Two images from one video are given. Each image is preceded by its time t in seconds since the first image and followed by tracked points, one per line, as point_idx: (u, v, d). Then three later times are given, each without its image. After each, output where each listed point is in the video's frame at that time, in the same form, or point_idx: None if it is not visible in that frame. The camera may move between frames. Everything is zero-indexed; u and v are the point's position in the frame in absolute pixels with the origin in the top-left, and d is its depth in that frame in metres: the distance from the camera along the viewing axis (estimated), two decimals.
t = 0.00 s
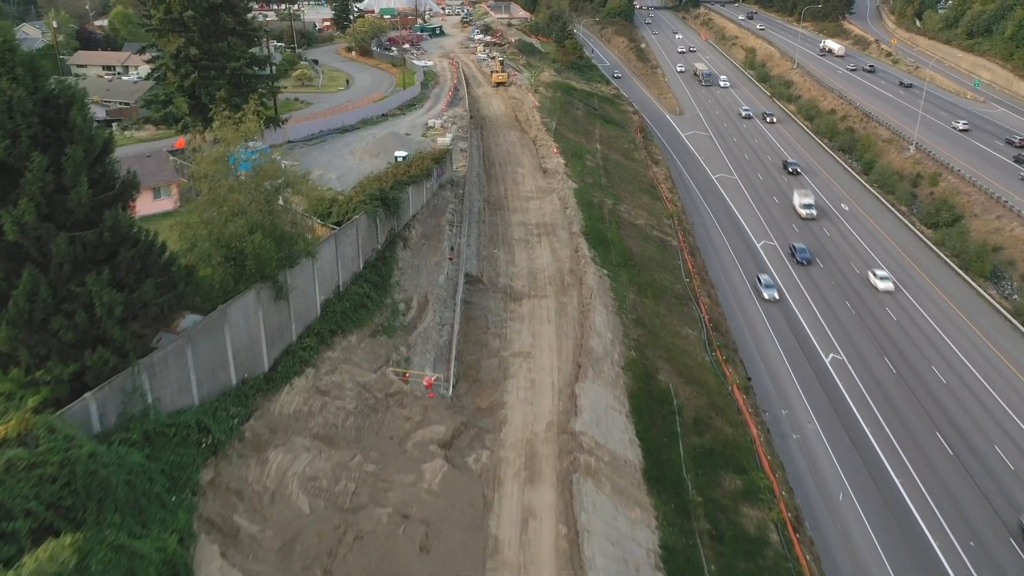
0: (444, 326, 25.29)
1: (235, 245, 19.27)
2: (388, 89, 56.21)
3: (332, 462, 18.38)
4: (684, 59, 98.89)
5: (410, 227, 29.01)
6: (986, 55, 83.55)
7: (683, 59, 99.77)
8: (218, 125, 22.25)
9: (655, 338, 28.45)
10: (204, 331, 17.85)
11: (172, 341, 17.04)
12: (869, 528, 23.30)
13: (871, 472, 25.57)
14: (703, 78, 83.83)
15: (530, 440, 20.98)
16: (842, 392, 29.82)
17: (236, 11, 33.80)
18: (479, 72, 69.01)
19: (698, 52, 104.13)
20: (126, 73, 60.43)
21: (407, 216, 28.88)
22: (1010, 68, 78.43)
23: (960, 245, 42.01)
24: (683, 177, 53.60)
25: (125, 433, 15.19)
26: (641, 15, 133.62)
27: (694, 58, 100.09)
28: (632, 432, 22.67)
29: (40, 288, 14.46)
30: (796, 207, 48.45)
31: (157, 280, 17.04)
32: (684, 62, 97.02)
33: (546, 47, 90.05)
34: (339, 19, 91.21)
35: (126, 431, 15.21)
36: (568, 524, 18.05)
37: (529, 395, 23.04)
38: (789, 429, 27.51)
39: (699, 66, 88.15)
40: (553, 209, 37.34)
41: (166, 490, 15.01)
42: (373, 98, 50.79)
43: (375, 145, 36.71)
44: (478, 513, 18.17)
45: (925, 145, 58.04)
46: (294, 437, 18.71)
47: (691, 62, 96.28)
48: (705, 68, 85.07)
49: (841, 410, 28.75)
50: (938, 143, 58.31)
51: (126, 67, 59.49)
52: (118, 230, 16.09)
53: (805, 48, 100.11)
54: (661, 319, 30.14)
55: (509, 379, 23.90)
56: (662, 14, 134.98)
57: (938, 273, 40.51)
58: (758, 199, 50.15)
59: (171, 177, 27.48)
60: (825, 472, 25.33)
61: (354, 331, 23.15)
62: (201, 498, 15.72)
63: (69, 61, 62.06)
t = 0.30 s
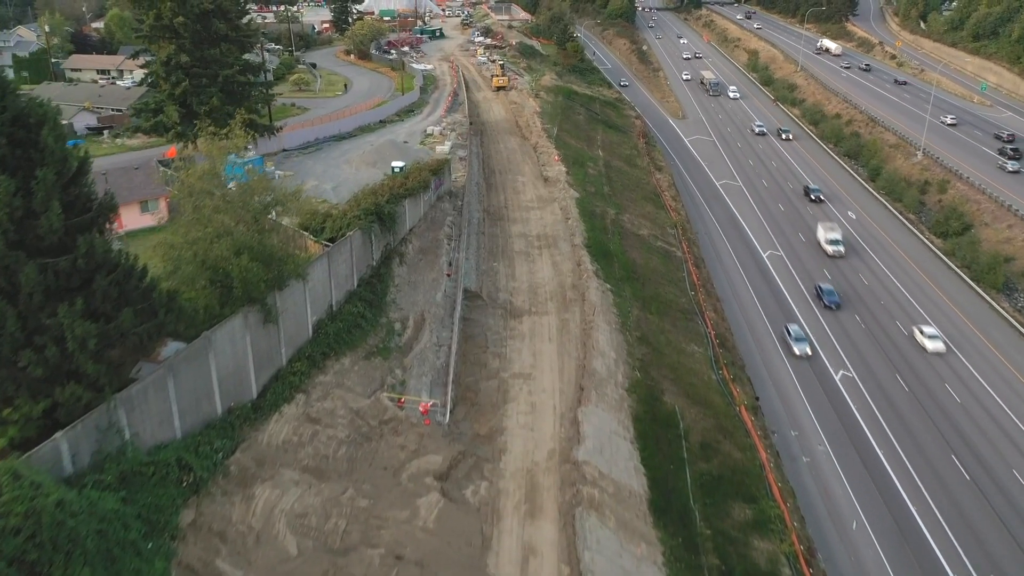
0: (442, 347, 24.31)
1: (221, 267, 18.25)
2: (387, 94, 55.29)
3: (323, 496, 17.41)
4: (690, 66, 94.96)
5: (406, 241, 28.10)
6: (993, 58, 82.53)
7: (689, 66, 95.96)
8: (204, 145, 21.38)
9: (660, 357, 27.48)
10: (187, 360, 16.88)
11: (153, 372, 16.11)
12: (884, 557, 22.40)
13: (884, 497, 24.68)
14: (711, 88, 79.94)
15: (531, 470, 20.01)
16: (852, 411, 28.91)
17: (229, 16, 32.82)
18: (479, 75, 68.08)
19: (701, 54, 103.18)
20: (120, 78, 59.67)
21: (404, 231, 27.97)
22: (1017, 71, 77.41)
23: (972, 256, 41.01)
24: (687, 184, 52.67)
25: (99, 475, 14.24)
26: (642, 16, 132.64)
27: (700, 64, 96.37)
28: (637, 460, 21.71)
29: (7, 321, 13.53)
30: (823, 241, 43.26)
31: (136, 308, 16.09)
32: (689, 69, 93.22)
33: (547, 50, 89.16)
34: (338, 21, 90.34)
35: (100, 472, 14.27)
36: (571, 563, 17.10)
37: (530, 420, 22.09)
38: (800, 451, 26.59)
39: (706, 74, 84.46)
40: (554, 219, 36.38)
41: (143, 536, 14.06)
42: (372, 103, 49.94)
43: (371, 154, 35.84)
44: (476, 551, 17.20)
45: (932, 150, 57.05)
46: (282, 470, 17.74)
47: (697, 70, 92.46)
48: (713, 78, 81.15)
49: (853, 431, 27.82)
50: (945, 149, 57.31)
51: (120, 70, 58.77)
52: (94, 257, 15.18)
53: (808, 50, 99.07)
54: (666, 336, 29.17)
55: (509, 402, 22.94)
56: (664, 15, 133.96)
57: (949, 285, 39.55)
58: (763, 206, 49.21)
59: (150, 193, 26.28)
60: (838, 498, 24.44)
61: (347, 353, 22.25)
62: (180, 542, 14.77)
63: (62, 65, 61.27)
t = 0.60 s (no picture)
0: (438, 374, 23.22)
1: (204, 296, 17.16)
2: (385, 100, 54.30)
3: (310, 540, 16.31)
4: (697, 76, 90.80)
5: (402, 259, 27.11)
6: (1000, 61, 81.35)
7: (696, 74, 92.00)
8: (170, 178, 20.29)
9: (666, 380, 26.42)
10: (165, 397, 15.82)
11: (128, 412, 15.05)
12: None
13: (900, 528, 23.67)
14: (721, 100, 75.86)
15: (532, 507, 18.92)
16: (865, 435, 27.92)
17: (221, 23, 31.77)
18: (479, 80, 67.10)
19: (704, 56, 102.15)
20: (115, 83, 58.85)
21: (400, 248, 26.95)
22: None
23: (985, 268, 39.90)
24: (691, 192, 51.69)
25: (66, 528, 13.18)
26: (643, 18, 131.57)
27: (706, 72, 92.59)
28: (643, 494, 20.63)
29: None
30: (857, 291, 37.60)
31: (110, 344, 15.06)
32: (697, 78, 89.22)
33: (548, 53, 88.18)
34: (336, 24, 89.48)
35: (67, 525, 13.21)
36: None
37: (530, 451, 21.02)
38: (811, 479, 25.60)
39: (714, 84, 80.48)
40: (556, 232, 35.33)
41: None
42: (369, 110, 48.96)
43: (368, 165, 34.89)
44: None
45: (941, 157, 55.94)
46: (268, 511, 16.66)
47: (704, 79, 88.42)
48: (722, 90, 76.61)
49: (867, 457, 26.78)
50: (954, 156, 56.23)
51: (113, 75, 57.93)
52: (61, 291, 14.18)
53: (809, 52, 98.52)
54: (672, 357, 28.13)
55: (508, 431, 21.88)
56: (665, 17, 132.90)
57: (961, 297, 38.48)
58: (769, 216, 48.21)
59: (126, 212, 25.02)
60: (852, 530, 23.45)
61: (339, 381, 21.20)
62: None
63: (55, 70, 60.45)
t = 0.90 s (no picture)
0: (435, 402, 22.18)
1: (183, 328, 16.10)
2: (383, 106, 53.27)
3: None
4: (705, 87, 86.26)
5: (397, 278, 26.11)
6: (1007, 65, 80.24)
7: (703, 85, 87.61)
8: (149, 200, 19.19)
9: (673, 404, 25.36)
10: (141, 438, 14.76)
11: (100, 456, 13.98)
12: None
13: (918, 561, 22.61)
14: (731, 114, 71.05)
15: (533, 549, 17.85)
16: (879, 460, 26.88)
17: (212, 31, 30.79)
18: (479, 84, 66.06)
19: (706, 59, 101.07)
20: (108, 88, 57.89)
21: (394, 267, 26.01)
22: None
23: (997, 281, 38.83)
24: (695, 201, 50.65)
25: None
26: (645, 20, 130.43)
27: (714, 82, 88.18)
28: (650, 531, 19.56)
29: None
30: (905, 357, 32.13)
31: (78, 383, 14.01)
32: (705, 89, 84.75)
33: (549, 55, 87.07)
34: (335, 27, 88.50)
35: None
36: None
37: (531, 485, 19.95)
38: (824, 508, 24.56)
39: (723, 96, 75.86)
40: (557, 245, 34.28)
41: None
42: (367, 116, 47.93)
43: (364, 176, 33.88)
44: None
45: (949, 164, 54.84)
46: (251, 558, 15.59)
47: (712, 90, 83.90)
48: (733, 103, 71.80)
49: (881, 485, 25.71)
50: (962, 162, 55.17)
51: (105, 80, 56.99)
52: (24, 329, 13.15)
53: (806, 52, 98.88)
54: (678, 379, 27.07)
55: (508, 463, 20.83)
56: (667, 19, 131.69)
57: (975, 309, 37.32)
58: (775, 225, 47.16)
59: (104, 232, 23.86)
60: (868, 565, 22.43)
61: (329, 412, 20.15)
62: None
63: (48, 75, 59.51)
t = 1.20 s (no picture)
0: (430, 433, 21.11)
1: (160, 366, 15.00)
2: (381, 112, 52.25)
3: None
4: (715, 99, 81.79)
5: (391, 299, 25.10)
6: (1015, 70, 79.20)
7: (712, 96, 83.41)
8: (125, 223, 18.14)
9: (680, 431, 24.29)
10: (113, 486, 13.66)
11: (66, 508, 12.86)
12: None
13: None
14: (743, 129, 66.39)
15: None
16: (895, 489, 25.82)
17: (201, 40, 29.91)
18: (480, 89, 65.03)
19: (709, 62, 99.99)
20: (102, 94, 56.92)
21: (389, 288, 25.01)
22: None
23: (1010, 295, 37.82)
24: (699, 210, 49.60)
25: None
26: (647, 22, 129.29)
27: (723, 93, 84.00)
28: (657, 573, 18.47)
29: None
30: (973, 453, 26.60)
31: (42, 431, 12.87)
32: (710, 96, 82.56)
33: (551, 59, 86.03)
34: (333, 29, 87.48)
35: None
36: None
37: (532, 524, 18.85)
38: (838, 542, 23.53)
39: (733, 110, 71.37)
40: (559, 260, 33.21)
41: None
42: (365, 124, 46.92)
43: (360, 188, 32.90)
44: None
45: (958, 171, 53.78)
46: None
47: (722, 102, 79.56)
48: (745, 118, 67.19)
49: (897, 517, 24.68)
50: (972, 170, 54.13)
51: (99, 86, 56.12)
52: None
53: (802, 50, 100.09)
54: (686, 404, 26.02)
55: (507, 498, 19.75)
56: (670, 21, 130.44)
57: (988, 324, 36.25)
58: (781, 236, 46.06)
59: (86, 256, 22.80)
60: None
61: (320, 446, 19.10)
62: None
63: (40, 81, 58.57)
